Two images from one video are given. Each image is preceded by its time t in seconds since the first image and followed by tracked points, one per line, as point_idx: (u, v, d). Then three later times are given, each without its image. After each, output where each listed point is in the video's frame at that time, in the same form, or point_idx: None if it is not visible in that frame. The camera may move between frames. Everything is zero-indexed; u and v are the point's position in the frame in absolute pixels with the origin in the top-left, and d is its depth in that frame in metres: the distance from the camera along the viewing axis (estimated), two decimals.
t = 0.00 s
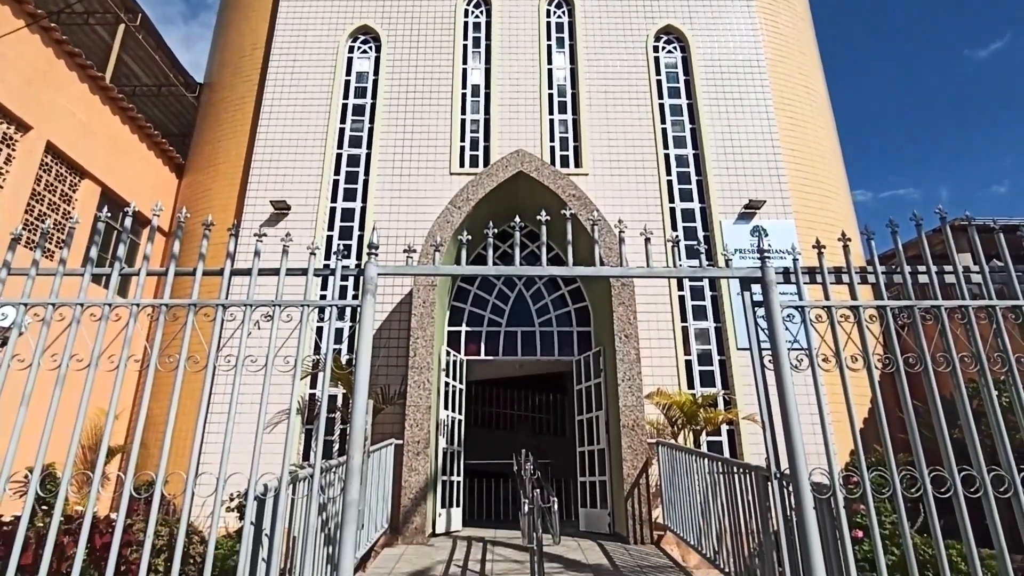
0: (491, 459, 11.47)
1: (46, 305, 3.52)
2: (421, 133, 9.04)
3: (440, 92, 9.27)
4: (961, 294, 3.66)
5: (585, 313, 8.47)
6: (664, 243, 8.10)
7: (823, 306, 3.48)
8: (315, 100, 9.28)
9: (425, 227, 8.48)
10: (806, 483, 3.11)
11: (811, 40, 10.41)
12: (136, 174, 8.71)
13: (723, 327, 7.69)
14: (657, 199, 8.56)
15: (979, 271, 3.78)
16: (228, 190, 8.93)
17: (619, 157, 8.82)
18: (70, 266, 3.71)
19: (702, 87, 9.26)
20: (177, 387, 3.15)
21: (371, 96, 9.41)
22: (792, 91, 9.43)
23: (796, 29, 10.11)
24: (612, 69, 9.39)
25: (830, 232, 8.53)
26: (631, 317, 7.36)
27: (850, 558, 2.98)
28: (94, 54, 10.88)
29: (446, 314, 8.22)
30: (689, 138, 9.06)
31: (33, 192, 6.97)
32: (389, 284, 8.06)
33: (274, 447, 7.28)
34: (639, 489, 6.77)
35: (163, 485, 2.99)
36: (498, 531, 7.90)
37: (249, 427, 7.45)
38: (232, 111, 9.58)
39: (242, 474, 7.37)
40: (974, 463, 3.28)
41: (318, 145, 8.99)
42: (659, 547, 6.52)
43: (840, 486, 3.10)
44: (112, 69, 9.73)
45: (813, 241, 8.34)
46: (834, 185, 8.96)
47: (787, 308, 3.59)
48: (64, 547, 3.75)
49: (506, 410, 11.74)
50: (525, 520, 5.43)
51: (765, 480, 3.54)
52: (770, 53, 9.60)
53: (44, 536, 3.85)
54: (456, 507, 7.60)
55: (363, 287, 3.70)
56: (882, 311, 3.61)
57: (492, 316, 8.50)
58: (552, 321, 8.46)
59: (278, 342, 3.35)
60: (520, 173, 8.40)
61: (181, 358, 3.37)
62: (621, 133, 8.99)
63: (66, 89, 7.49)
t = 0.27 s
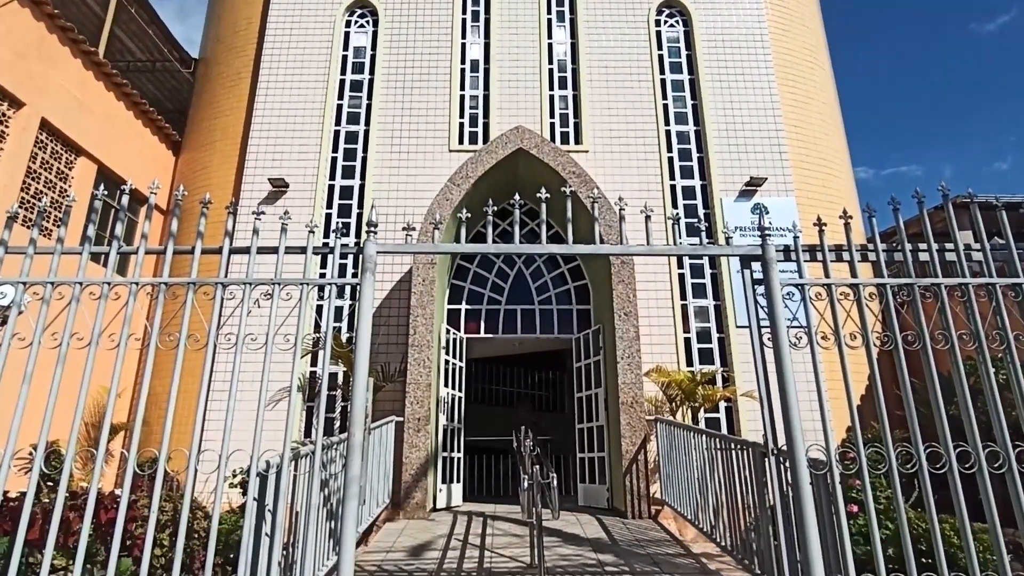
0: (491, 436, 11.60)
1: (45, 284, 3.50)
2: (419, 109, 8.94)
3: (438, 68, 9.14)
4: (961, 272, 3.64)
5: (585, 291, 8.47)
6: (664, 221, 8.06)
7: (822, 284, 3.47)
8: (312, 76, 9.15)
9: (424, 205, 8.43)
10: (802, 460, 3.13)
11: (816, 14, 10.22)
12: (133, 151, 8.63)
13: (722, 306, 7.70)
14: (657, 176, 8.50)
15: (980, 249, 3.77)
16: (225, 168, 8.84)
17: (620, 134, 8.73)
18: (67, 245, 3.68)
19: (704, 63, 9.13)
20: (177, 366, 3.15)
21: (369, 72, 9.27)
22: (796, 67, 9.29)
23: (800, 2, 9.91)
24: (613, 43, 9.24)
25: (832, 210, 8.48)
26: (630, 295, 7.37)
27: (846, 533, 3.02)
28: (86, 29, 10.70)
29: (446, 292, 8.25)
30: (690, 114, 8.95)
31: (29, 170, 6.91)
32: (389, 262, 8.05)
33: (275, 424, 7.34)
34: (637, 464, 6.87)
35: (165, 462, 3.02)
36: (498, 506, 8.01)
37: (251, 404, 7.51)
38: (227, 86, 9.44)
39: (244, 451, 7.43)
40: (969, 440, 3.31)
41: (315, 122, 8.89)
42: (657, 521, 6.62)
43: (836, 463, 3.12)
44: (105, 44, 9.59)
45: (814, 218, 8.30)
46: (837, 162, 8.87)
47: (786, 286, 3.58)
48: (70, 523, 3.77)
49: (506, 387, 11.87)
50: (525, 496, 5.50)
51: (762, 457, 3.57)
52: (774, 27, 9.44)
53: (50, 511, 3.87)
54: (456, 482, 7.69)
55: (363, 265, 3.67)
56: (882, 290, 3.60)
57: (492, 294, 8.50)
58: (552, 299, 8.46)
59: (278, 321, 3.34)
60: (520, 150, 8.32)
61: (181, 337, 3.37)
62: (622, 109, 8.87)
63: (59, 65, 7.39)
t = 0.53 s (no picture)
0: (491, 411, 11.71)
1: (42, 261, 3.48)
2: (417, 84, 8.81)
3: (435, 41, 8.98)
4: (962, 249, 3.63)
5: (584, 268, 8.46)
6: (664, 197, 8.02)
7: (822, 261, 3.45)
8: (307, 49, 9.00)
9: (422, 181, 8.37)
10: (799, 434, 3.16)
11: None
12: (127, 126, 8.52)
13: (721, 282, 7.70)
14: (657, 152, 8.42)
15: (980, 225, 3.75)
16: (221, 143, 8.74)
17: (620, 109, 8.62)
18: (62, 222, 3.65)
19: (706, 35, 8.98)
20: (177, 343, 3.15)
21: (365, 45, 9.11)
22: (799, 39, 9.13)
23: None
24: (614, 15, 9.07)
25: (833, 186, 8.43)
26: (630, 272, 7.36)
27: (840, 506, 3.06)
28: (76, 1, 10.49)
29: (445, 269, 8.25)
30: (691, 89, 8.83)
31: (22, 146, 6.84)
32: (387, 239, 8.01)
33: (276, 400, 7.39)
34: (635, 439, 6.95)
35: (167, 438, 3.04)
36: (497, 480, 8.11)
37: (251, 380, 7.55)
38: (221, 59, 9.28)
39: (245, 426, 7.50)
40: (965, 415, 3.33)
41: (311, 96, 8.77)
42: (654, 494, 6.73)
43: (832, 438, 3.15)
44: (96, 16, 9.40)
45: (814, 194, 8.25)
46: (839, 137, 8.78)
47: (786, 262, 3.57)
48: (74, 497, 3.84)
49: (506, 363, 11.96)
50: (524, 470, 5.56)
51: (759, 431, 3.60)
52: None
53: (54, 486, 3.91)
54: (456, 457, 7.77)
55: (361, 242, 3.62)
56: (882, 266, 3.59)
57: (491, 271, 8.49)
58: (551, 276, 8.45)
59: (276, 297, 3.33)
60: (519, 125, 8.23)
61: (180, 314, 3.36)
62: (623, 83, 8.75)
63: (49, 37, 7.25)
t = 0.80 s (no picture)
0: (491, 388, 11.80)
1: (39, 240, 3.46)
2: (414, 58, 8.68)
3: (433, 14, 8.82)
4: (963, 225, 3.61)
5: (583, 245, 8.44)
6: (664, 174, 7.96)
7: (822, 238, 3.44)
8: (302, 23, 8.85)
9: (420, 158, 8.31)
10: (796, 411, 3.18)
11: None
12: (122, 102, 8.41)
13: (721, 260, 7.69)
14: (657, 128, 8.34)
15: (981, 202, 3.73)
16: (217, 120, 8.63)
17: (620, 84, 8.51)
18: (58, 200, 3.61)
19: (709, 8, 8.82)
20: (177, 320, 3.14)
21: (361, 18, 8.95)
22: (803, 12, 8.98)
23: None
24: None
25: (834, 162, 8.37)
26: (629, 249, 7.35)
27: (835, 481, 3.10)
28: None
29: (444, 246, 8.23)
30: (693, 63, 8.71)
31: (15, 122, 6.76)
32: (386, 217, 7.97)
33: (276, 378, 7.42)
34: (633, 416, 7.02)
35: (170, 415, 3.06)
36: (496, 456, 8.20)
37: (251, 358, 7.56)
38: (215, 33, 9.11)
39: (247, 403, 7.53)
40: (960, 391, 3.36)
41: (307, 72, 8.64)
42: (651, 470, 6.84)
43: (828, 414, 3.18)
44: None
45: (816, 171, 8.20)
46: (842, 112, 8.68)
47: (786, 240, 3.56)
48: (78, 474, 3.85)
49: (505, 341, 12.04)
50: (524, 446, 5.62)
51: (756, 408, 3.62)
52: None
53: (58, 462, 3.93)
54: (455, 433, 7.85)
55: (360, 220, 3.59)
56: (882, 243, 3.57)
57: (490, 249, 8.47)
58: (550, 253, 8.43)
59: (276, 275, 3.31)
60: (518, 101, 8.13)
61: (179, 292, 3.35)
62: (624, 58, 8.62)
63: (39, 10, 7.11)
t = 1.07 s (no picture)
0: (491, 371, 11.82)
1: (36, 224, 3.44)
2: (413, 39, 8.58)
3: None
4: (964, 208, 3.60)
5: (583, 228, 8.41)
6: (665, 156, 7.92)
7: (822, 221, 3.43)
8: (299, 2, 8.72)
9: (419, 140, 8.25)
10: (794, 393, 3.20)
11: None
12: (117, 84, 8.31)
13: (720, 242, 7.68)
14: (658, 110, 8.27)
15: (983, 183, 3.71)
16: (213, 101, 8.54)
17: (621, 65, 8.42)
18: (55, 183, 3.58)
19: None
20: (177, 303, 3.13)
21: None
22: None
23: None
24: None
25: (835, 144, 8.32)
26: (629, 232, 7.33)
27: (831, 462, 3.13)
28: None
29: (443, 229, 8.22)
30: (694, 43, 8.61)
31: (9, 104, 6.70)
32: (384, 199, 7.93)
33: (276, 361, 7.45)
34: (632, 398, 7.06)
35: (171, 399, 3.07)
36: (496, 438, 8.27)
37: (251, 341, 7.58)
38: (210, 12, 8.98)
39: (247, 386, 7.56)
40: (957, 373, 3.37)
41: (304, 52, 8.54)
42: (649, 451, 6.91)
43: (826, 396, 3.19)
44: None
45: (817, 153, 8.14)
46: (844, 93, 8.60)
47: (786, 223, 3.54)
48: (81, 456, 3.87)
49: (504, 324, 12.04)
50: (524, 428, 5.66)
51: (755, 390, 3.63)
52: None
53: (61, 445, 3.95)
54: (455, 415, 7.90)
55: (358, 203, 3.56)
56: (883, 226, 3.56)
57: (489, 232, 8.45)
58: (550, 237, 8.41)
59: (275, 259, 3.30)
60: (517, 82, 8.05)
61: (179, 276, 3.34)
62: (624, 38, 8.52)
63: None
